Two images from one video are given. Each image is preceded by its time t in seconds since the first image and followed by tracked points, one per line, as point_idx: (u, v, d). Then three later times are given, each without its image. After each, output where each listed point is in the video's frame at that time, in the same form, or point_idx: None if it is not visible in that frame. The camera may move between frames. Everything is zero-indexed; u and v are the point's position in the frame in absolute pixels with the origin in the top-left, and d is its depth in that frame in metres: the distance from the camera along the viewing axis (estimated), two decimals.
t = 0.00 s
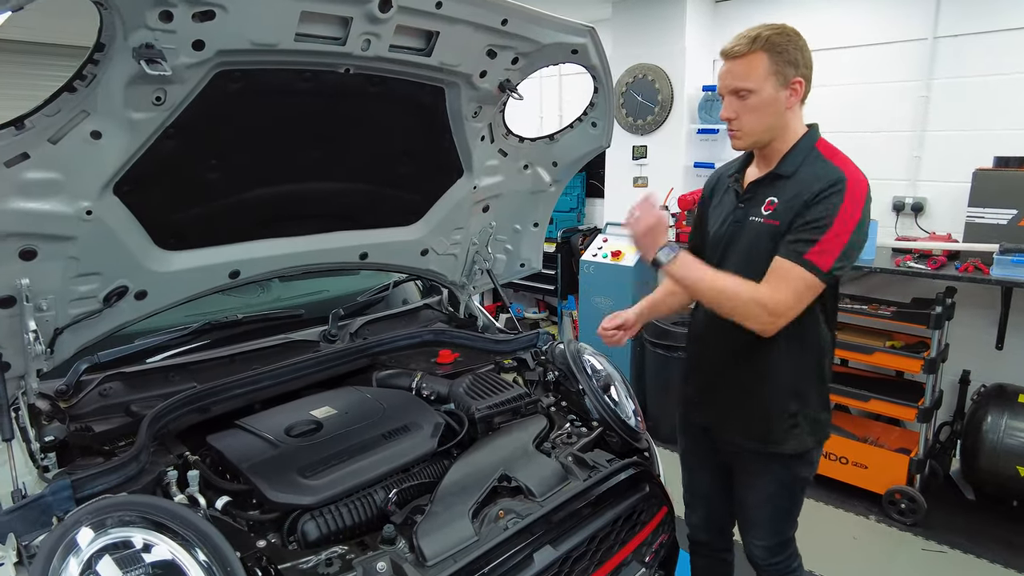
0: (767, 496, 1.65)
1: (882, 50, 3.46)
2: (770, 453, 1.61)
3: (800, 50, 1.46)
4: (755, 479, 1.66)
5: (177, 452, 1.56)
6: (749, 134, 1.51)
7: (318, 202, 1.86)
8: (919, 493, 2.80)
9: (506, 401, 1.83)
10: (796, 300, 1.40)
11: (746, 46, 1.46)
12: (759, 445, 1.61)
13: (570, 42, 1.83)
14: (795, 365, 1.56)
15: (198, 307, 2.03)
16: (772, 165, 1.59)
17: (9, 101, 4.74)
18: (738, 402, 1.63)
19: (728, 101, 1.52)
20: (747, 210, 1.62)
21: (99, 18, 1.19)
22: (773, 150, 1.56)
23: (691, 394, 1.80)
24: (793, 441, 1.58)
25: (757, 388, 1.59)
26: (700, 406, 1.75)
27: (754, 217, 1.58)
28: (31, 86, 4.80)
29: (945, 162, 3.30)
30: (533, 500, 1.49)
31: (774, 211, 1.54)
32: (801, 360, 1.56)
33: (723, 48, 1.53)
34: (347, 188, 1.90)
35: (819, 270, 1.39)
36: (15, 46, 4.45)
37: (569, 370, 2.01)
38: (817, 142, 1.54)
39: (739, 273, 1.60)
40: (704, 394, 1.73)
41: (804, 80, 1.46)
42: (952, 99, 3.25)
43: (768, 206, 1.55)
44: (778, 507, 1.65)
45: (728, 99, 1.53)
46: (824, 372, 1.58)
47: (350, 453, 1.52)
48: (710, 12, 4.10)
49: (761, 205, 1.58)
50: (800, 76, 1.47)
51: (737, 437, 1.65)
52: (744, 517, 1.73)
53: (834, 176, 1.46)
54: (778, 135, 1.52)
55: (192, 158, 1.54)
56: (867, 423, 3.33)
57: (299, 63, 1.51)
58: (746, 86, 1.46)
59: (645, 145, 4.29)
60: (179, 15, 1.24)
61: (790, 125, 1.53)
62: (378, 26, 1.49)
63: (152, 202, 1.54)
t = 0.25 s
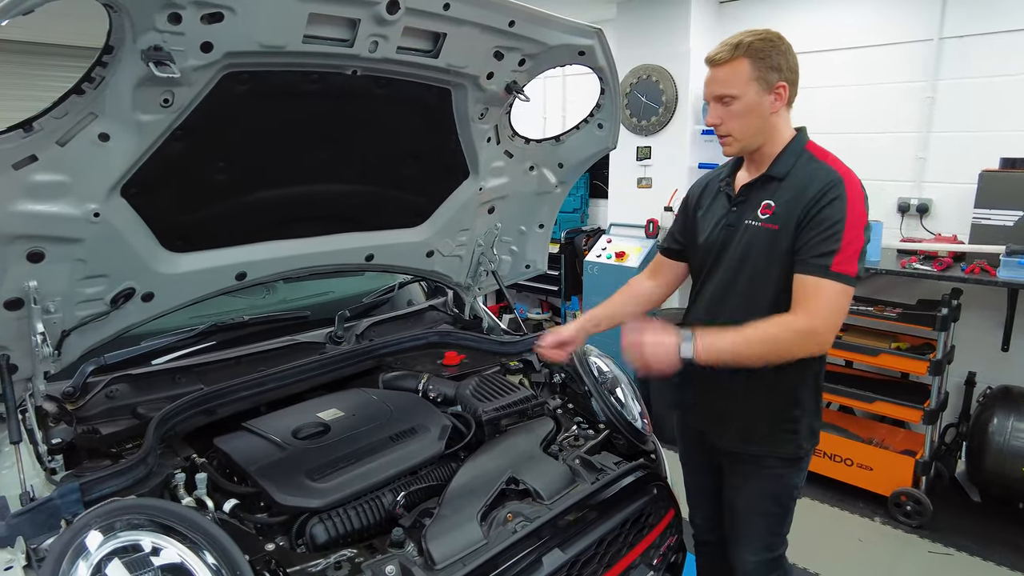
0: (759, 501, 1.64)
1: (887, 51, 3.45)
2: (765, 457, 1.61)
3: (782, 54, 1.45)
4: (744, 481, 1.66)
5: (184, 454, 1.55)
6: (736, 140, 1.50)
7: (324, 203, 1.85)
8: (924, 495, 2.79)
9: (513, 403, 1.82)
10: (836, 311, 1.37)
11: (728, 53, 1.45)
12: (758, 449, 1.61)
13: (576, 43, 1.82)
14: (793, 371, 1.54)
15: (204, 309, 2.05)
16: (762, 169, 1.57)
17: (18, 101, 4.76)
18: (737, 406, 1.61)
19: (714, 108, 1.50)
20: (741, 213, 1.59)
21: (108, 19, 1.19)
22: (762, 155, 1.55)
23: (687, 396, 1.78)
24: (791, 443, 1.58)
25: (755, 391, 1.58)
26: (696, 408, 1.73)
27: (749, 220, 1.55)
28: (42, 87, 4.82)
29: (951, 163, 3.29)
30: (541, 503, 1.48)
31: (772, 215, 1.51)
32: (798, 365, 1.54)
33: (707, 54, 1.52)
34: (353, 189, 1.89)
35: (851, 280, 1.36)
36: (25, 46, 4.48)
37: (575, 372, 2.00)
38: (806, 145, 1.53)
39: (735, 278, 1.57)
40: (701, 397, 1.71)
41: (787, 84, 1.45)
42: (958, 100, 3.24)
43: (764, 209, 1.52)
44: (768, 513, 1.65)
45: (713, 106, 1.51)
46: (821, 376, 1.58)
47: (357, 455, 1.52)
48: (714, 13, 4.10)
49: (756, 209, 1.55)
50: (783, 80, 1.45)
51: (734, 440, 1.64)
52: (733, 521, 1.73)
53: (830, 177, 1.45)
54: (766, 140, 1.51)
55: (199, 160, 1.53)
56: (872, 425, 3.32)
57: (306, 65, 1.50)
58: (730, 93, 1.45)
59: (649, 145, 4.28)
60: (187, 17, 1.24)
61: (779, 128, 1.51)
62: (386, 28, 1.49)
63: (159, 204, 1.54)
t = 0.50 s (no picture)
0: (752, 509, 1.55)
1: (893, 51, 3.45)
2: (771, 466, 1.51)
3: (772, 55, 1.38)
4: (738, 482, 1.57)
5: (192, 454, 1.55)
6: (732, 143, 1.42)
7: (332, 203, 1.85)
8: (930, 496, 2.79)
9: (521, 403, 1.82)
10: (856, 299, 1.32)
11: (720, 53, 1.38)
12: (765, 458, 1.51)
13: (585, 43, 1.82)
14: (799, 377, 1.45)
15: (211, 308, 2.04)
16: (755, 172, 1.48)
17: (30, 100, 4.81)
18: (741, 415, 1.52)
19: (707, 110, 1.42)
20: (737, 216, 1.49)
21: (120, 19, 1.19)
22: (754, 158, 1.46)
23: (685, 405, 1.68)
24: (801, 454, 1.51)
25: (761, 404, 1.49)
26: (696, 417, 1.64)
27: (748, 223, 1.46)
28: (53, 87, 4.87)
29: (957, 163, 3.28)
30: (549, 504, 1.48)
31: (771, 217, 1.42)
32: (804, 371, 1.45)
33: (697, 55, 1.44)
34: (361, 189, 1.89)
35: (863, 282, 1.29)
36: (37, 47, 4.52)
37: (582, 373, 2.00)
38: (798, 145, 1.45)
39: (736, 284, 1.47)
40: (699, 411, 1.62)
41: (780, 85, 1.39)
42: (964, 100, 3.24)
43: (763, 211, 1.43)
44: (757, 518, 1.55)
45: (707, 108, 1.43)
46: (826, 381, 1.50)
47: (366, 455, 1.52)
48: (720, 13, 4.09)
49: (754, 210, 1.46)
50: (775, 80, 1.39)
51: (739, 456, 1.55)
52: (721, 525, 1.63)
53: (829, 175, 1.37)
54: (760, 141, 1.43)
55: (208, 159, 1.54)
56: (878, 425, 3.32)
57: (315, 65, 1.50)
58: (723, 95, 1.37)
59: (653, 145, 4.28)
60: (198, 17, 1.24)
61: (772, 129, 1.44)
62: (395, 27, 1.49)
63: (168, 203, 1.54)
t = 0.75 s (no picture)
0: (767, 511, 1.52)
1: (898, 51, 3.44)
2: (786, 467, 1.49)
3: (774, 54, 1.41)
4: (751, 485, 1.53)
5: (198, 455, 1.56)
6: (749, 135, 1.38)
7: (337, 204, 1.85)
8: (936, 498, 2.78)
9: (526, 405, 1.82)
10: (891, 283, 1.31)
11: (732, 46, 1.37)
12: (779, 460, 1.49)
13: (590, 44, 1.81)
14: (814, 377, 1.43)
15: (216, 310, 2.06)
16: (760, 170, 1.46)
17: (33, 101, 4.83)
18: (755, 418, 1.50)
19: (724, 102, 1.38)
20: (743, 217, 1.46)
21: (127, 21, 1.19)
22: (761, 155, 1.44)
23: (692, 409, 1.66)
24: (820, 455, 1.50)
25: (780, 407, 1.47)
26: (705, 420, 1.61)
27: (758, 223, 1.43)
28: (57, 88, 4.90)
29: (963, 164, 3.27)
30: (555, 506, 1.48)
31: (782, 216, 1.40)
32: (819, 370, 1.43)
33: (701, 54, 1.42)
34: (366, 190, 1.89)
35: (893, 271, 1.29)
36: (40, 48, 4.54)
37: (587, 374, 2.00)
38: (797, 144, 1.44)
39: (750, 285, 1.44)
40: (710, 416, 1.59)
41: (783, 83, 1.41)
42: (970, 100, 3.22)
43: (773, 211, 1.41)
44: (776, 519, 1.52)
45: (721, 101, 1.40)
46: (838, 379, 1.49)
47: (371, 456, 1.52)
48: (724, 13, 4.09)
49: (762, 211, 1.43)
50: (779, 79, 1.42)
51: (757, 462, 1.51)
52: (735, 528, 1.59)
53: (837, 172, 1.36)
54: (769, 138, 1.42)
55: (214, 160, 1.54)
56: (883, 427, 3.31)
57: (321, 66, 1.50)
58: (741, 85, 1.36)
59: (658, 145, 4.27)
60: (205, 18, 1.23)
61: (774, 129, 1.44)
62: (401, 28, 1.48)
63: (173, 204, 1.54)
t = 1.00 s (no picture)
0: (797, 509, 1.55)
1: (900, 51, 3.44)
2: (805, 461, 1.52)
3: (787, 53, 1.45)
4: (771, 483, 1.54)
5: (200, 453, 1.57)
6: (764, 128, 1.41)
7: (339, 203, 1.86)
8: (937, 498, 2.78)
9: (527, 403, 1.82)
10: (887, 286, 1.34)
11: (746, 42, 1.41)
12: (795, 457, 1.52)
13: (592, 44, 1.81)
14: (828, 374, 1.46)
15: (219, 308, 2.05)
16: (774, 168, 1.47)
17: (32, 101, 4.83)
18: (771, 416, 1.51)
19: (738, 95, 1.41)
20: (758, 217, 1.48)
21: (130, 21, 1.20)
22: (775, 152, 1.46)
23: (703, 409, 1.67)
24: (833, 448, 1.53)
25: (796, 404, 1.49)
26: (719, 420, 1.62)
27: (774, 222, 1.45)
28: (59, 88, 4.90)
29: (965, 164, 3.27)
30: (555, 504, 1.48)
31: (799, 215, 1.42)
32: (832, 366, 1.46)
33: (715, 50, 1.46)
34: (368, 190, 1.90)
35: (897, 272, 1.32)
36: (39, 48, 4.55)
37: (588, 373, 2.00)
38: (811, 144, 1.47)
39: (766, 285, 1.46)
40: (724, 415, 1.61)
41: (796, 81, 1.45)
42: (972, 100, 3.22)
43: (789, 209, 1.43)
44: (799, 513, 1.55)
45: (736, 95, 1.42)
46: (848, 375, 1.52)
47: (373, 454, 1.52)
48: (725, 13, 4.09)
49: (778, 209, 1.45)
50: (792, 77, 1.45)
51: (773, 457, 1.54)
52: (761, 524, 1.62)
53: (852, 172, 1.39)
54: (783, 134, 1.45)
55: (217, 160, 1.54)
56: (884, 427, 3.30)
57: (323, 66, 1.51)
58: (756, 78, 1.39)
59: (659, 145, 4.28)
60: (207, 18, 1.24)
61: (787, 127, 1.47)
62: (403, 28, 1.49)
63: (176, 204, 1.55)
